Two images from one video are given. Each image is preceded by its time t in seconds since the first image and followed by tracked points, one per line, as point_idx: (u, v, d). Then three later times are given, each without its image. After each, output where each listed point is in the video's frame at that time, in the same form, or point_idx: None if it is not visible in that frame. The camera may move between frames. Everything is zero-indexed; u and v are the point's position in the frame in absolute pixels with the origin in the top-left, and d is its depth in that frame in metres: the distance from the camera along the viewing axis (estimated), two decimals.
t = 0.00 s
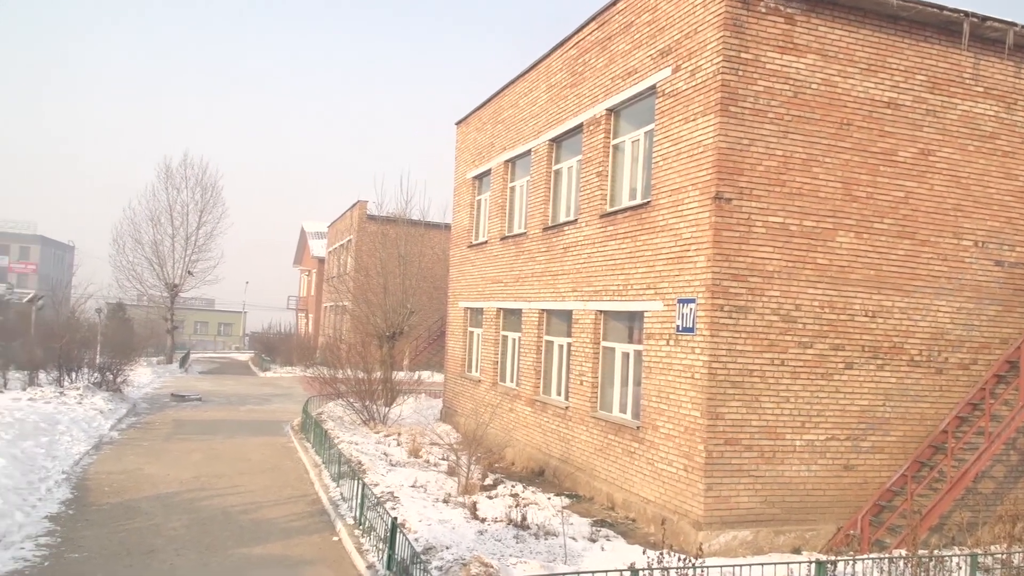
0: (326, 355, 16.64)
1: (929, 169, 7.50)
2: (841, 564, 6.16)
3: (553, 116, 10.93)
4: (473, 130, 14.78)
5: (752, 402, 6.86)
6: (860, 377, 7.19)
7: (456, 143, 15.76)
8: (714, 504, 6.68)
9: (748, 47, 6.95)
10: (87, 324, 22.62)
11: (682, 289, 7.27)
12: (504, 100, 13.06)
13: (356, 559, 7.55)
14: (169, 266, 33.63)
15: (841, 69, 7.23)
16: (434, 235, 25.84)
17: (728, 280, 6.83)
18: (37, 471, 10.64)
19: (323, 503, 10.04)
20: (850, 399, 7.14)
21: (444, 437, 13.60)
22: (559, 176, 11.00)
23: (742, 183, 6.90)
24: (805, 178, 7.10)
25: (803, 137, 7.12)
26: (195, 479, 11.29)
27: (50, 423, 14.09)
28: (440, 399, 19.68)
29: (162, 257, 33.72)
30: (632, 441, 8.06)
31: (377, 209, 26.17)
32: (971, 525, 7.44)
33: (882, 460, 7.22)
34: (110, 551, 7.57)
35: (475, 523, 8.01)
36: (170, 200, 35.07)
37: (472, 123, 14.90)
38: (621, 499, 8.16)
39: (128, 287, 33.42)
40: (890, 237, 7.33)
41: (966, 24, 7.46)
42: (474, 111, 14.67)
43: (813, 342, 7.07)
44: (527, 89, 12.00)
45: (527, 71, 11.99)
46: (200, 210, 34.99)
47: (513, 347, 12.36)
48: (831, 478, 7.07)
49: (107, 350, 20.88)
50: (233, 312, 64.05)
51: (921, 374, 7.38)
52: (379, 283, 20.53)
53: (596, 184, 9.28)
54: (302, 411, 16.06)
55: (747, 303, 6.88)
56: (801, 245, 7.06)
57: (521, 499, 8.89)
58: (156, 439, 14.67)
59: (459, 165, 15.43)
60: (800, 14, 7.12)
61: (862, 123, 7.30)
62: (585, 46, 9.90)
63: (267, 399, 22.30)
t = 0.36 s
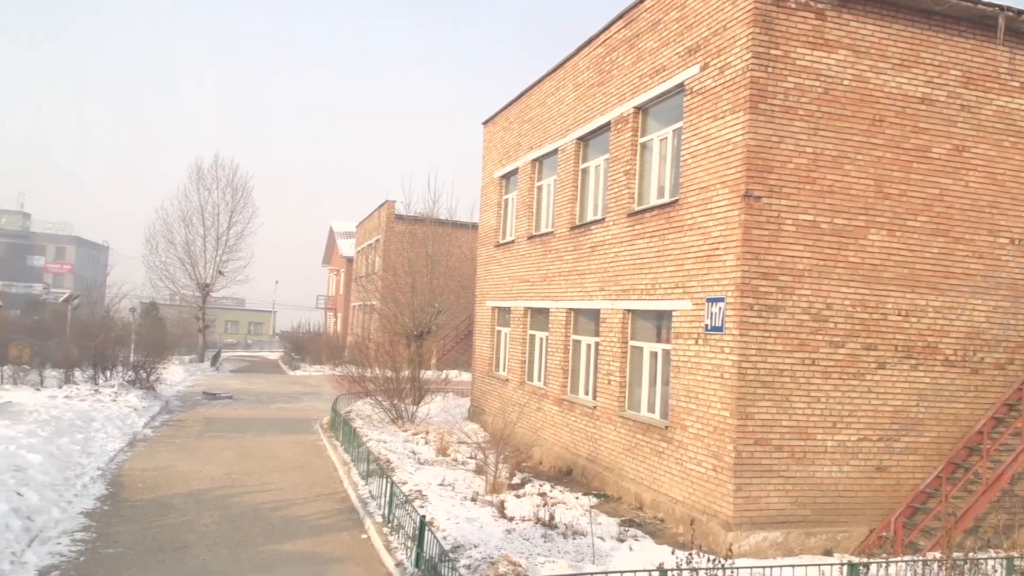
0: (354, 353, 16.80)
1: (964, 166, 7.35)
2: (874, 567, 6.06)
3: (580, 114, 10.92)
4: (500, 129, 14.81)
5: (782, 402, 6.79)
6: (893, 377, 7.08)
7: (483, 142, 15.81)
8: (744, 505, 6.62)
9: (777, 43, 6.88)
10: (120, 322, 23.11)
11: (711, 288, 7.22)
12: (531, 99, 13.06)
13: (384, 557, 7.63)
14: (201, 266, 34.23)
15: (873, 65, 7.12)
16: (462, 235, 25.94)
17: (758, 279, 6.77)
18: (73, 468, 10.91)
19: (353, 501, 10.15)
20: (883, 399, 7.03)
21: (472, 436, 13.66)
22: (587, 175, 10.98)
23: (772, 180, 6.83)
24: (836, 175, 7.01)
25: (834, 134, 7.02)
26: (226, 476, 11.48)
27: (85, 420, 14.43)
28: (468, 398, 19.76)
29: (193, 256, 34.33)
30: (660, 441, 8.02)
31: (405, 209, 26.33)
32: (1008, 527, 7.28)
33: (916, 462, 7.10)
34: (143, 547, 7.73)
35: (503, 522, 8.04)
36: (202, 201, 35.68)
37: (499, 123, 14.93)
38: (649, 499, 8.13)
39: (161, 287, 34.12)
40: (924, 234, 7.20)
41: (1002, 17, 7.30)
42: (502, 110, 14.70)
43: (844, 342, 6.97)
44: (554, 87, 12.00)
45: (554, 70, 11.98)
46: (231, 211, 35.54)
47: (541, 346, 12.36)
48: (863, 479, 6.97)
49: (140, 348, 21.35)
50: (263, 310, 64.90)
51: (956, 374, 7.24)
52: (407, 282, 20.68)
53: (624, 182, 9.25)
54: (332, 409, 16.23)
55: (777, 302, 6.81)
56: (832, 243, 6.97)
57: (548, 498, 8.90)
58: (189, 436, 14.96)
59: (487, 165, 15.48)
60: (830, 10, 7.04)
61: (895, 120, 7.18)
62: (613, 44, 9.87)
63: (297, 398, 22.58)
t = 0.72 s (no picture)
0: (382, 353, 16.95)
1: (999, 163, 7.20)
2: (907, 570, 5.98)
3: (607, 113, 10.89)
4: (527, 129, 14.83)
5: (813, 403, 6.72)
6: (926, 377, 6.96)
7: (510, 142, 15.84)
8: (774, 506, 6.56)
9: (808, 40, 6.80)
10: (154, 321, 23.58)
11: (740, 287, 7.16)
12: (558, 99, 13.06)
13: (413, 555, 7.71)
14: (232, 266, 34.78)
15: (906, 61, 7.01)
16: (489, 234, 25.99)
17: (788, 278, 6.70)
18: (108, 465, 11.17)
19: (381, 499, 10.26)
20: (916, 400, 6.92)
21: (499, 435, 13.70)
22: (614, 174, 10.95)
23: (802, 178, 6.75)
24: (868, 173, 6.91)
25: (865, 131, 6.92)
26: (257, 473, 11.68)
27: (120, 418, 14.76)
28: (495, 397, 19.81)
29: (224, 256, 34.91)
30: (689, 441, 7.97)
31: (432, 209, 26.46)
32: None
33: (950, 464, 6.97)
34: (176, 543, 7.89)
35: (530, 522, 8.06)
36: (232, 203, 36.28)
37: (526, 122, 14.94)
38: (677, 500, 8.09)
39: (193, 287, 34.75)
40: (958, 232, 7.07)
41: None
42: (529, 110, 14.71)
43: (876, 342, 6.87)
44: (581, 87, 11.98)
45: (582, 69, 11.96)
46: (261, 212, 36.06)
47: (568, 346, 12.34)
48: (896, 481, 6.86)
49: (173, 348, 21.81)
50: (293, 310, 65.68)
51: (992, 375, 7.10)
52: (435, 282, 20.80)
53: (651, 181, 9.21)
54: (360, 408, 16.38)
55: (808, 301, 6.73)
56: (864, 242, 6.87)
57: (576, 498, 8.90)
58: (220, 434, 15.21)
59: (514, 164, 15.50)
60: (862, 5, 6.94)
61: (928, 116, 7.05)
62: (640, 42, 9.84)
63: (326, 397, 22.84)
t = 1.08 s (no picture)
0: (412, 352, 17.07)
1: None
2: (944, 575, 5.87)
3: (636, 112, 10.85)
4: (556, 128, 14.82)
5: (846, 404, 6.62)
6: (963, 378, 6.82)
7: (539, 142, 15.86)
8: (807, 508, 6.48)
9: (840, 36, 6.71)
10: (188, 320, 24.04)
11: (771, 287, 7.08)
12: (587, 98, 13.03)
13: (443, 554, 7.77)
14: (264, 266, 35.31)
15: (942, 56, 6.88)
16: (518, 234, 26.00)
17: (821, 278, 6.61)
18: (145, 462, 11.42)
19: (411, 498, 10.34)
20: (953, 401, 6.78)
21: (528, 435, 13.72)
22: (643, 173, 10.90)
23: (835, 176, 6.66)
24: (903, 171, 6.79)
25: (900, 128, 6.81)
26: (289, 472, 11.84)
27: (155, 416, 15.07)
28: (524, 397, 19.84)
29: (256, 257, 35.47)
30: (720, 441, 7.91)
31: (462, 209, 26.57)
32: None
33: (988, 467, 6.83)
34: (210, 540, 8.04)
35: (560, 522, 8.07)
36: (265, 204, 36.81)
37: (555, 121, 14.93)
38: (709, 501, 8.03)
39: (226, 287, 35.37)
40: (996, 230, 6.92)
41: None
42: (558, 109, 14.70)
43: (912, 342, 6.75)
44: (611, 85, 11.94)
45: (611, 68, 11.92)
46: (292, 213, 36.55)
47: (598, 346, 12.31)
48: (933, 484, 6.73)
49: (206, 347, 22.25)
50: (324, 309, 66.42)
51: None
52: (464, 282, 20.88)
53: (681, 180, 9.15)
54: (391, 407, 16.53)
55: (841, 301, 6.64)
56: (899, 240, 6.75)
57: (606, 498, 8.89)
58: (252, 433, 15.46)
59: (543, 164, 15.50)
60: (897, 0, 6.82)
61: (965, 112, 6.91)
62: (670, 40, 9.78)
63: (356, 396, 23.07)
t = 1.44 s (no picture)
0: (446, 351, 17.19)
1: None
2: None
3: (671, 110, 10.77)
4: (590, 126, 14.79)
5: (887, 404, 6.50)
6: (1009, 379, 6.65)
7: (573, 140, 15.84)
8: (846, 510, 6.38)
9: (880, 30, 6.58)
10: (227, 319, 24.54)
11: (810, 285, 6.99)
12: (621, 95, 12.97)
13: (477, 552, 7.82)
14: (300, 266, 35.85)
15: (986, 49, 6.70)
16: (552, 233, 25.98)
17: (860, 276, 6.50)
18: (186, 459, 11.70)
19: (446, 496, 10.42)
20: (998, 403, 6.62)
21: (563, 434, 13.72)
22: (678, 171, 10.82)
23: (875, 172, 6.54)
24: (946, 167, 6.64)
25: (942, 123, 6.65)
26: (326, 469, 12.03)
27: (195, 413, 15.42)
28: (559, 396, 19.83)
29: (293, 257, 36.04)
30: (757, 442, 7.82)
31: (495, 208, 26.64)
32: None
33: None
34: (249, 535, 8.21)
35: (595, 521, 8.07)
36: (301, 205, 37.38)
37: (589, 120, 14.89)
38: (746, 501, 7.95)
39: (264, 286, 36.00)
40: None
41: None
42: (591, 107, 14.66)
43: (956, 342, 6.60)
44: (645, 83, 11.87)
45: (645, 65, 11.86)
46: (328, 213, 37.04)
47: (632, 345, 12.26)
48: (977, 486, 6.58)
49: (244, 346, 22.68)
50: (359, 309, 67.12)
51: None
52: (497, 281, 20.94)
53: (717, 178, 9.06)
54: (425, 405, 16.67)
55: (882, 300, 6.52)
56: (941, 238, 6.61)
57: (641, 498, 8.86)
58: (290, 430, 15.72)
59: (577, 162, 15.47)
60: None
61: (1011, 106, 6.73)
62: (705, 37, 9.69)
63: (391, 394, 23.29)
